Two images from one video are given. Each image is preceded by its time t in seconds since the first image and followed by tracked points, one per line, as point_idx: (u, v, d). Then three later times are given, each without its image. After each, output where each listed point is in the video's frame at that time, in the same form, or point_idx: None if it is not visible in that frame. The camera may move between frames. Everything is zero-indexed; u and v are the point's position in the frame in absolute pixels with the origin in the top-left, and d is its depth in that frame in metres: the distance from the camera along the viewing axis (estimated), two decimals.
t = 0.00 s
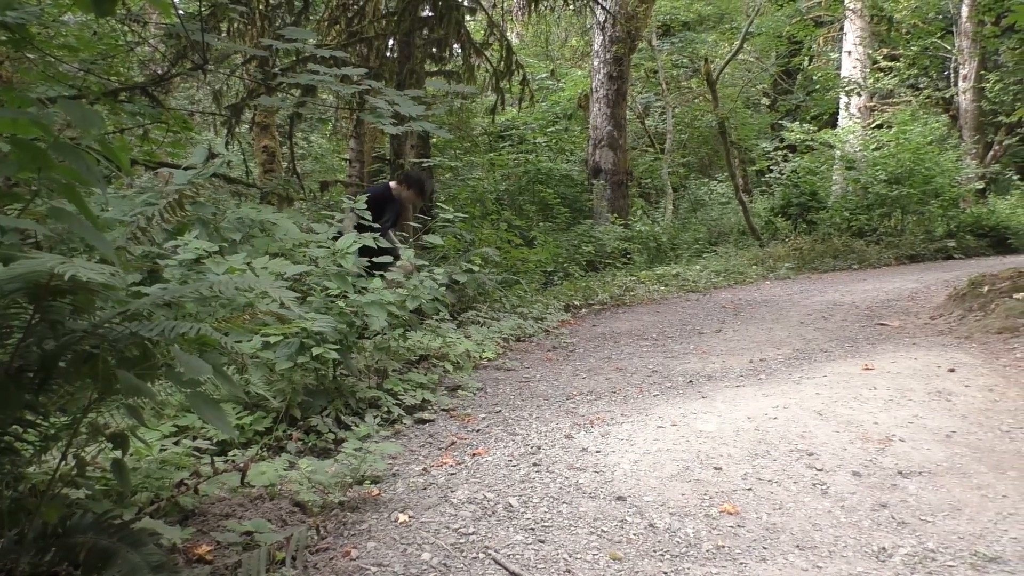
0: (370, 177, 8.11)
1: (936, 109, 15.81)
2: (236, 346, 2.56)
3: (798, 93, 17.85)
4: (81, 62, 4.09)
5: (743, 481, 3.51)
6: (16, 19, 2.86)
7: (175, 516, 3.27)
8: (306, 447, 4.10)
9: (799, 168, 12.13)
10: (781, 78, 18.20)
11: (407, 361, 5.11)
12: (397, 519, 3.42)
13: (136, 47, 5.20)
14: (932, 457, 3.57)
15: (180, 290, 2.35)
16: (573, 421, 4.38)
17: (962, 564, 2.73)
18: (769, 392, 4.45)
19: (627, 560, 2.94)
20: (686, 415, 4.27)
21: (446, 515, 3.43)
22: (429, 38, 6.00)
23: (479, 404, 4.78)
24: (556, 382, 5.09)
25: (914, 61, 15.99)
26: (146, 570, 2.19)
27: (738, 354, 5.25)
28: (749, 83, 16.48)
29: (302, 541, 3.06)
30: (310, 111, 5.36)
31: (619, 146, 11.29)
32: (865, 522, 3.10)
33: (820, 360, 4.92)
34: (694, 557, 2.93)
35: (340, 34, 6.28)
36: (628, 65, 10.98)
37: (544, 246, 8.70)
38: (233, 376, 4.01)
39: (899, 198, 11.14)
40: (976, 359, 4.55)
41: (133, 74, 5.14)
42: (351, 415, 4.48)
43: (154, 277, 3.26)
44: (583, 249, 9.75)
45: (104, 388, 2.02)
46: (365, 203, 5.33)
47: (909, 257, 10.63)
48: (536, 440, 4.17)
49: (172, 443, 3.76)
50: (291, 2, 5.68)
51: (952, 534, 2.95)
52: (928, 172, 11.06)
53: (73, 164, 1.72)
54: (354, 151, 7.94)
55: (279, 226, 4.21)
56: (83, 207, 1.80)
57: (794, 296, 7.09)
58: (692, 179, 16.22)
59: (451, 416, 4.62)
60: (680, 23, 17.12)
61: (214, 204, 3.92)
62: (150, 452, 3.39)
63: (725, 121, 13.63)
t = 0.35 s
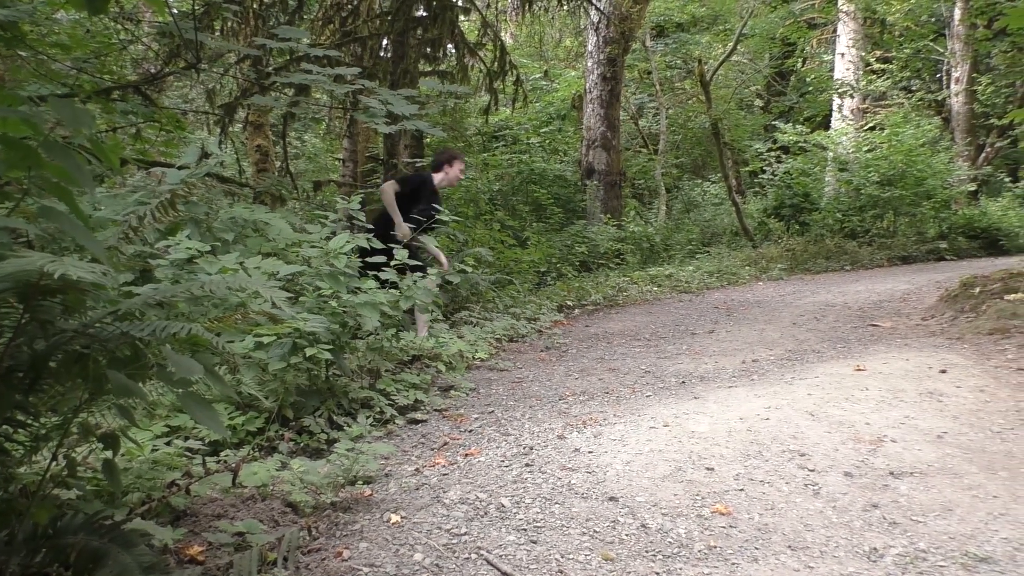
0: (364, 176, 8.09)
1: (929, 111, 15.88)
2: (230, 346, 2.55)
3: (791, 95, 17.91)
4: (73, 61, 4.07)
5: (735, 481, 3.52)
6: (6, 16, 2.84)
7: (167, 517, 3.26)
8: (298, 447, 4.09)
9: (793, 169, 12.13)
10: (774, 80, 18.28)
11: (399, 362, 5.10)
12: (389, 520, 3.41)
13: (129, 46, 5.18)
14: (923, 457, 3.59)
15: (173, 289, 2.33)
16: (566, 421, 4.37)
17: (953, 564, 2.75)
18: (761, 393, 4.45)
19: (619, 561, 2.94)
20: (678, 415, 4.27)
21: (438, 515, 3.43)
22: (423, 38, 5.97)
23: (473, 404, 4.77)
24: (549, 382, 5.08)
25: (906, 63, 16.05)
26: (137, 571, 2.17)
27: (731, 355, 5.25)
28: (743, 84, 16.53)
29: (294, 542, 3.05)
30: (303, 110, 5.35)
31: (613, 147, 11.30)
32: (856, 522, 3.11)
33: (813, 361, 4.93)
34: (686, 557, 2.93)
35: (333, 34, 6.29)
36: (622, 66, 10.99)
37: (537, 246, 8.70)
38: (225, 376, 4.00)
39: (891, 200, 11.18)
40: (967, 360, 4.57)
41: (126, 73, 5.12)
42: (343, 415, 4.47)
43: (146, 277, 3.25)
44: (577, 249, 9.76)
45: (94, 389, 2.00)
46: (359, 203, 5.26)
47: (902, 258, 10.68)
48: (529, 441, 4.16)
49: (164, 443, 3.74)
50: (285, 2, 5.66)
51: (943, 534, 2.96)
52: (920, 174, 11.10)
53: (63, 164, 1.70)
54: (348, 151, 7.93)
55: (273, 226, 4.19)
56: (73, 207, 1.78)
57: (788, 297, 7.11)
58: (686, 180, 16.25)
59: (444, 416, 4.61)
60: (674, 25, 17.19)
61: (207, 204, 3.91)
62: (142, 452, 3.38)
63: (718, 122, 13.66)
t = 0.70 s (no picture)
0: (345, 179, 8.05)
1: (906, 118, 16.09)
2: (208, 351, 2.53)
3: (771, 101, 18.04)
4: (52, 60, 4.02)
5: (713, 484, 3.54)
6: None
7: (142, 522, 3.23)
8: (276, 452, 4.06)
9: (773, 175, 12.47)
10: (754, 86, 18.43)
11: (379, 365, 5.07)
12: (367, 525, 3.40)
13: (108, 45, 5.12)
14: (898, 460, 3.62)
15: (150, 292, 2.32)
16: (546, 425, 4.35)
17: (927, 565, 2.78)
18: (740, 396, 4.47)
19: (597, 564, 2.94)
20: (657, 419, 4.26)
21: (417, 520, 3.41)
22: (407, 41, 5.91)
23: (453, 408, 4.74)
24: (529, 385, 5.07)
25: (884, 70, 16.25)
26: None
27: (710, 358, 5.27)
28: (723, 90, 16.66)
29: (271, 548, 3.03)
30: (285, 112, 5.31)
31: (595, 151, 11.32)
32: (832, 525, 3.13)
33: (791, 364, 4.96)
34: (665, 560, 2.94)
35: (316, 36, 6.34)
36: (605, 70, 11.05)
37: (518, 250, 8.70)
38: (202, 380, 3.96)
39: (869, 205, 11.32)
40: (942, 363, 4.63)
41: (105, 73, 5.06)
42: (322, 419, 4.44)
43: (125, 281, 3.21)
44: (558, 253, 9.77)
45: (69, 393, 1.97)
46: (340, 206, 5.18)
47: (878, 263, 10.67)
48: (509, 445, 4.16)
49: (141, 448, 3.70)
50: (268, 2, 5.63)
51: (917, 536, 2.99)
52: (897, 179, 11.18)
53: (38, 164, 1.68)
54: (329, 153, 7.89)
55: (253, 229, 4.15)
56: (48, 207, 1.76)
57: (767, 300, 7.16)
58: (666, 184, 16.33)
59: (424, 420, 4.59)
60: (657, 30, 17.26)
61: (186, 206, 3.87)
62: (117, 457, 3.34)
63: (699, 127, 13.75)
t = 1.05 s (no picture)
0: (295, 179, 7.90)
1: (849, 127, 16.54)
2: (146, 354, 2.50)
3: (720, 108, 17.96)
4: None
5: (659, 487, 3.57)
6: None
7: (77, 533, 3.16)
8: (219, 458, 3.97)
9: (721, 181, 12.55)
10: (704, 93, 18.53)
11: (327, 369, 4.98)
12: (312, 531, 3.34)
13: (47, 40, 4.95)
14: (838, 461, 3.71)
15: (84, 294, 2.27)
16: (495, 428, 4.32)
17: (863, 565, 2.86)
18: (687, 399, 4.52)
19: (543, 568, 2.95)
20: (605, 422, 4.27)
21: (363, 526, 3.37)
22: (358, 43, 5.84)
23: (402, 411, 4.68)
24: (479, 388, 5.03)
25: (829, 80, 16.68)
26: None
27: (658, 361, 5.31)
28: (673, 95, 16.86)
29: (210, 557, 2.97)
30: (233, 113, 5.21)
31: (547, 155, 11.35)
32: (774, 525, 3.19)
33: (737, 367, 5.04)
34: (610, 563, 2.96)
35: (266, 35, 6.15)
36: (557, 75, 11.09)
37: (470, 253, 8.66)
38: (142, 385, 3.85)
39: (813, 211, 11.62)
40: (881, 366, 4.75)
41: (43, 69, 4.89)
42: (268, 424, 4.35)
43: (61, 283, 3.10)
44: (509, 257, 9.76)
45: None
46: (289, 208, 5.09)
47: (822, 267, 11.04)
48: (458, 448, 4.12)
49: (77, 455, 3.57)
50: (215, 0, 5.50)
51: (855, 536, 3.07)
52: (841, 188, 11.58)
53: None
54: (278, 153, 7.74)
55: (198, 230, 4.04)
56: None
57: (714, 304, 7.26)
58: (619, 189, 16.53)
59: (372, 424, 4.52)
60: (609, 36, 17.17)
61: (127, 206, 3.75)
62: (51, 465, 3.22)
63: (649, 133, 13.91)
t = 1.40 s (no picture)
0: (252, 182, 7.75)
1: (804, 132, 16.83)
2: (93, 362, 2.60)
3: (678, 113, 17.77)
4: None
5: (616, 490, 3.59)
6: None
7: (22, 542, 3.06)
8: (172, 464, 3.88)
9: (680, 185, 12.46)
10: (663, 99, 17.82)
11: (284, 374, 4.90)
12: (266, 538, 3.28)
13: None
14: (791, 464, 3.76)
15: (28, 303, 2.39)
16: (453, 433, 4.29)
17: (815, 566, 2.90)
18: (645, 403, 4.53)
19: (500, 573, 2.94)
20: (564, 426, 4.26)
21: (318, 532, 3.32)
22: (316, 45, 5.75)
23: (360, 417, 4.61)
24: (439, 392, 4.98)
25: (784, 86, 16.96)
26: None
27: (617, 365, 5.34)
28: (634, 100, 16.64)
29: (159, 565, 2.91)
30: (189, 113, 5.10)
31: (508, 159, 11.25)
32: (728, 528, 3.23)
33: (694, 371, 5.09)
34: (567, 567, 2.96)
35: (220, 37, 6.05)
36: (517, 80, 11.06)
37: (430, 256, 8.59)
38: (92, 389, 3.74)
39: (769, 216, 11.76)
40: (834, 369, 4.84)
41: None
42: (223, 430, 4.25)
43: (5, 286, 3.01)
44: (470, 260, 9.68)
45: None
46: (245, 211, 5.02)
47: (778, 272, 11.40)
48: (416, 453, 4.09)
49: (23, 463, 3.45)
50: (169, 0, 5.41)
51: (807, 537, 3.12)
52: (795, 192, 11.68)
53: None
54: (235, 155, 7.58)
55: (151, 233, 3.95)
56: None
57: (673, 308, 7.31)
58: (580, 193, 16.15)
59: (330, 429, 4.45)
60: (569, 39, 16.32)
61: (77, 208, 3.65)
62: None
63: (610, 138, 13.97)
